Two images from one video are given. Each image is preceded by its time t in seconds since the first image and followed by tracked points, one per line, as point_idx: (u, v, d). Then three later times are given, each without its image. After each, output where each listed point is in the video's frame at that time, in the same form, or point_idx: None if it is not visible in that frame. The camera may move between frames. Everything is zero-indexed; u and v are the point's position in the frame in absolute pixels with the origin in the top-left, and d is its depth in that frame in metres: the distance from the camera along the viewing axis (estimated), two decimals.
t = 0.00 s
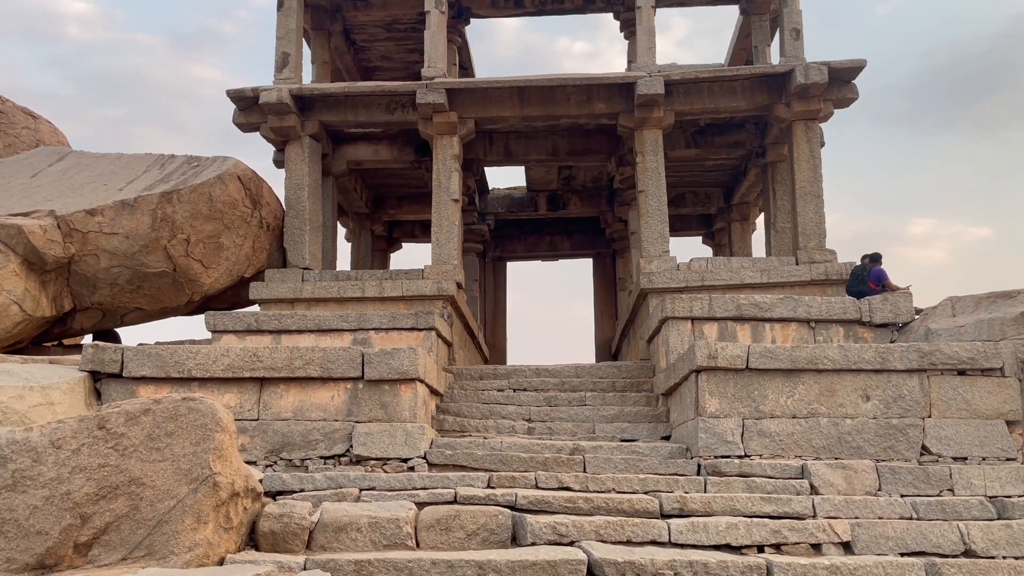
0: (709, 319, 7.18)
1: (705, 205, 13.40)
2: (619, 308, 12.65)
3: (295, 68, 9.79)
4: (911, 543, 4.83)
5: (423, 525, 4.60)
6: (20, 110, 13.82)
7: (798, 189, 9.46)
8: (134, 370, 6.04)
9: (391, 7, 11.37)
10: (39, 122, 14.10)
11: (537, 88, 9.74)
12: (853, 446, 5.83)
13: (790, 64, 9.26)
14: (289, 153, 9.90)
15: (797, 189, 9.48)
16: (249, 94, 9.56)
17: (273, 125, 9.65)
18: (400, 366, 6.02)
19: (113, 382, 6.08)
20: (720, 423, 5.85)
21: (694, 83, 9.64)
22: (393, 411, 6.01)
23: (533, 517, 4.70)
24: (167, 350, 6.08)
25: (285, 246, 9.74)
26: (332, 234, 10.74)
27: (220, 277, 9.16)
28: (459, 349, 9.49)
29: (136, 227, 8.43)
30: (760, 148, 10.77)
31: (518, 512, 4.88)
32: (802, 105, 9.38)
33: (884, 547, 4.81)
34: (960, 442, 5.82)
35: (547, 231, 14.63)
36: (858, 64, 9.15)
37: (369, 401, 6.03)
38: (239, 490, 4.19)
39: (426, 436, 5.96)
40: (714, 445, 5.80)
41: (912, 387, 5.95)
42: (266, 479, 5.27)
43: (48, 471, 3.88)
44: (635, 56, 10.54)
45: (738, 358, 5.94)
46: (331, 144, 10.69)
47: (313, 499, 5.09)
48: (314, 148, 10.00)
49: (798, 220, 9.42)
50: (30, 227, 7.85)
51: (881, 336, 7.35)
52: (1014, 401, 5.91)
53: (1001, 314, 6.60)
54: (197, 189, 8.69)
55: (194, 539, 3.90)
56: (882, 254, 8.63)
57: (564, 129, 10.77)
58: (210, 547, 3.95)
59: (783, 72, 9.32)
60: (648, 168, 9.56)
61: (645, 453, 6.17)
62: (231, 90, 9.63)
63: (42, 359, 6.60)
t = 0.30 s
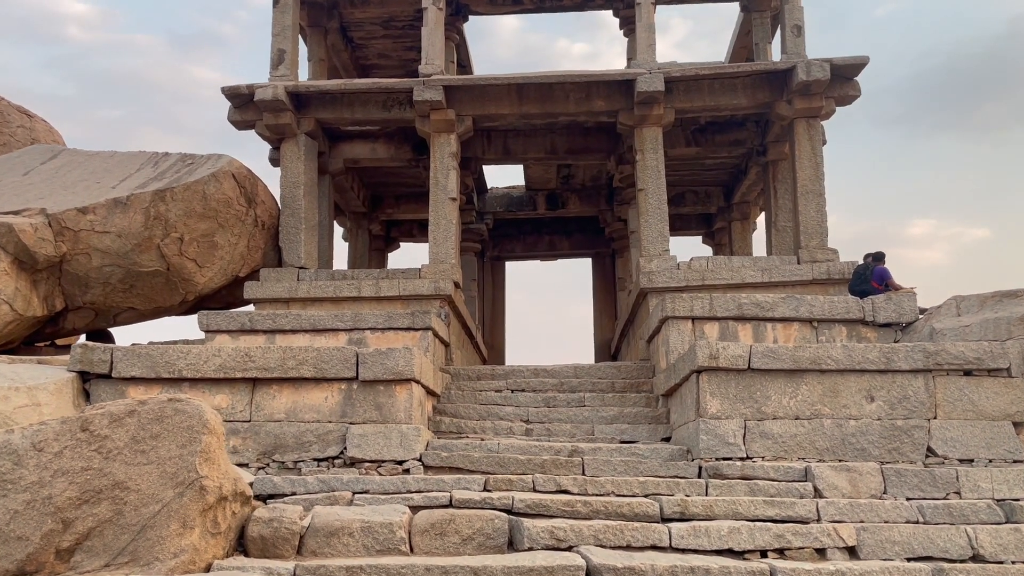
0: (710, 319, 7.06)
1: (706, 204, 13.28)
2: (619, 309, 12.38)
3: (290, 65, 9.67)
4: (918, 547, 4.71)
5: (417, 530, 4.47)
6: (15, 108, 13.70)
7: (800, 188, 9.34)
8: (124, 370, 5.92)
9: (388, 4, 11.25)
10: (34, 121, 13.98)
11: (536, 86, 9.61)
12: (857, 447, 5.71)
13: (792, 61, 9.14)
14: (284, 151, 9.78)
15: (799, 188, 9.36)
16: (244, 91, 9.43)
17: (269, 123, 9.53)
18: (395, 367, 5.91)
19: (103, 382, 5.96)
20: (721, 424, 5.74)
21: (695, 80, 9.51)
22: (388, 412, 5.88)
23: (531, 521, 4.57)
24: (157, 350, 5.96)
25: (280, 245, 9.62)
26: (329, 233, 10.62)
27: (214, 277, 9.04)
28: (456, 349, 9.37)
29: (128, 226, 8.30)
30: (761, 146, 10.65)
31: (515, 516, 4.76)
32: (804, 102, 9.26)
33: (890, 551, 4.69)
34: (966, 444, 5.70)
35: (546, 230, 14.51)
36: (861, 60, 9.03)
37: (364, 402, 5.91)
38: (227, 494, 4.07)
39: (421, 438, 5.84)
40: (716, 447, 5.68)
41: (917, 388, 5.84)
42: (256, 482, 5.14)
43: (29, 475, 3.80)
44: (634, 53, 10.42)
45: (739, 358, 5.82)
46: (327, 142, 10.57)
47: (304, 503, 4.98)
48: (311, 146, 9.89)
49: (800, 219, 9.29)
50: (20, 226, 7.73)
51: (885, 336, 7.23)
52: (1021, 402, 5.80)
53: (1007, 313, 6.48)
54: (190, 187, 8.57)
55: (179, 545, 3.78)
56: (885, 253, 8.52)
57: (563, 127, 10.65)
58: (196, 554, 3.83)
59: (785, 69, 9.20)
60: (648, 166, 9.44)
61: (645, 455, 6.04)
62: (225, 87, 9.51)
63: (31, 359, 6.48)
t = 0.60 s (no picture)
0: (712, 318, 6.95)
1: (706, 204, 13.18)
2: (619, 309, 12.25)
3: (287, 63, 9.57)
4: (927, 551, 4.59)
5: (413, 533, 4.35)
6: (10, 108, 13.59)
7: (802, 187, 9.23)
8: (115, 370, 5.80)
9: (386, 2, 11.15)
10: (30, 120, 13.86)
11: (535, 83, 9.51)
12: (862, 449, 5.59)
13: (794, 58, 9.04)
14: (281, 149, 9.68)
15: (801, 187, 9.25)
16: (240, 89, 9.32)
17: (265, 121, 9.42)
18: (391, 366, 5.78)
19: (93, 382, 5.85)
20: (724, 426, 5.62)
21: (695, 78, 9.40)
22: (384, 413, 5.77)
23: (529, 524, 4.46)
24: (149, 349, 5.85)
25: (276, 244, 9.52)
26: (326, 233, 10.51)
27: (209, 277, 8.93)
28: (454, 349, 9.26)
29: (122, 224, 8.18)
30: (763, 145, 10.54)
31: (513, 519, 4.65)
32: (806, 100, 9.16)
33: (898, 556, 4.57)
34: (974, 445, 5.59)
35: (545, 231, 14.40)
36: (864, 58, 8.93)
37: (359, 402, 5.79)
38: (217, 496, 3.95)
39: (418, 440, 5.73)
40: (718, 448, 5.57)
41: (923, 388, 5.72)
42: (249, 483, 5.08)
43: (12, 476, 3.68)
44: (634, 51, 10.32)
45: (742, 358, 5.71)
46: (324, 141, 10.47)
47: (297, 506, 4.86)
48: (307, 144, 9.78)
49: (803, 218, 9.18)
50: (12, 224, 7.61)
51: (889, 336, 7.12)
52: None
53: (1014, 313, 6.38)
54: (185, 185, 8.46)
55: (166, 549, 3.67)
56: (889, 252, 8.43)
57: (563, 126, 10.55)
58: (184, 558, 3.72)
59: (787, 66, 9.10)
60: (648, 165, 9.33)
61: (646, 457, 5.92)
62: (221, 85, 9.40)
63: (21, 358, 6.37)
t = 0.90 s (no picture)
0: (714, 323, 6.83)
1: (707, 208, 13.07)
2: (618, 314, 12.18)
3: (283, 64, 9.45)
4: (937, 563, 4.46)
5: (407, 545, 4.23)
6: (5, 110, 13.47)
7: (805, 190, 9.12)
8: (104, 376, 5.67)
9: (384, 3, 11.04)
10: (24, 122, 13.73)
11: (534, 85, 9.39)
12: (868, 457, 5.47)
13: (796, 60, 8.93)
14: (276, 151, 9.56)
15: (803, 190, 9.14)
16: (235, 90, 9.20)
17: (260, 122, 9.30)
18: (387, 372, 5.66)
19: (82, 388, 5.71)
20: (728, 433, 5.49)
21: (696, 80, 9.29)
22: (379, 420, 5.63)
23: (528, 534, 4.33)
24: (139, 355, 5.72)
25: (271, 248, 9.39)
26: (322, 236, 10.39)
27: (203, 280, 8.80)
28: (452, 355, 9.13)
29: (114, 227, 8.05)
30: (764, 148, 10.43)
31: (512, 530, 4.52)
32: (809, 102, 9.05)
33: (907, 568, 4.44)
34: (982, 453, 5.46)
35: (544, 234, 14.29)
36: (866, 59, 8.83)
37: (354, 409, 5.66)
38: (205, 507, 3.82)
39: (414, 447, 5.59)
40: (721, 456, 5.44)
41: (931, 395, 5.60)
42: (239, 493, 4.92)
43: None
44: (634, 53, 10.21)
45: (745, 364, 5.58)
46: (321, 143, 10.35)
47: (289, 516, 4.74)
48: (303, 147, 9.66)
49: (805, 221, 9.07)
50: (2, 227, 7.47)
51: (894, 341, 7.00)
52: None
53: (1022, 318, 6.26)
54: (179, 187, 8.33)
55: (151, 563, 3.55)
56: (893, 256, 8.33)
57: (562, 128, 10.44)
58: (169, 571, 3.60)
59: (789, 68, 8.99)
60: (648, 168, 9.22)
61: (647, 465, 5.79)
62: (215, 86, 9.28)
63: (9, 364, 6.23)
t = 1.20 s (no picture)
0: (716, 321, 6.74)
1: (708, 206, 12.98)
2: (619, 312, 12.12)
3: (280, 60, 9.35)
4: (945, 565, 4.37)
5: (404, 546, 4.13)
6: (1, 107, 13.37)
7: (807, 187, 9.03)
8: (96, 373, 5.58)
9: None
10: (21, 120, 13.63)
11: (534, 81, 9.30)
12: (874, 457, 5.38)
13: (799, 56, 8.84)
14: (273, 148, 9.46)
15: (806, 187, 9.05)
16: (232, 86, 9.11)
17: (257, 119, 9.21)
18: (384, 371, 5.56)
19: (74, 386, 5.62)
20: (731, 432, 5.39)
21: (698, 77, 9.20)
22: (376, 419, 5.54)
23: (528, 536, 4.24)
24: (132, 352, 5.62)
25: (269, 246, 9.30)
26: (319, 234, 10.29)
27: (199, 278, 8.71)
28: (450, 353, 9.04)
29: (109, 224, 7.94)
30: (766, 145, 10.34)
31: (511, 531, 4.43)
32: (812, 99, 8.96)
33: (914, 569, 4.35)
34: (990, 453, 5.37)
35: (544, 233, 14.20)
36: (870, 55, 8.73)
37: (351, 407, 5.56)
38: (197, 507, 3.73)
39: (411, 446, 5.50)
40: (724, 456, 5.34)
41: (937, 394, 5.51)
42: (232, 494, 4.84)
43: None
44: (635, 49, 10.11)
45: (749, 362, 5.49)
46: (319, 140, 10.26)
47: (284, 517, 4.64)
48: (300, 143, 9.56)
49: (808, 219, 8.98)
50: None
51: (898, 340, 6.90)
52: None
53: None
54: (175, 183, 8.23)
55: (140, 565, 3.45)
56: (897, 254, 8.24)
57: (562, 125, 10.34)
58: (159, 574, 3.50)
59: (792, 64, 8.90)
60: (649, 165, 9.13)
61: (649, 465, 5.70)
62: (212, 82, 9.18)
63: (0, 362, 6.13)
